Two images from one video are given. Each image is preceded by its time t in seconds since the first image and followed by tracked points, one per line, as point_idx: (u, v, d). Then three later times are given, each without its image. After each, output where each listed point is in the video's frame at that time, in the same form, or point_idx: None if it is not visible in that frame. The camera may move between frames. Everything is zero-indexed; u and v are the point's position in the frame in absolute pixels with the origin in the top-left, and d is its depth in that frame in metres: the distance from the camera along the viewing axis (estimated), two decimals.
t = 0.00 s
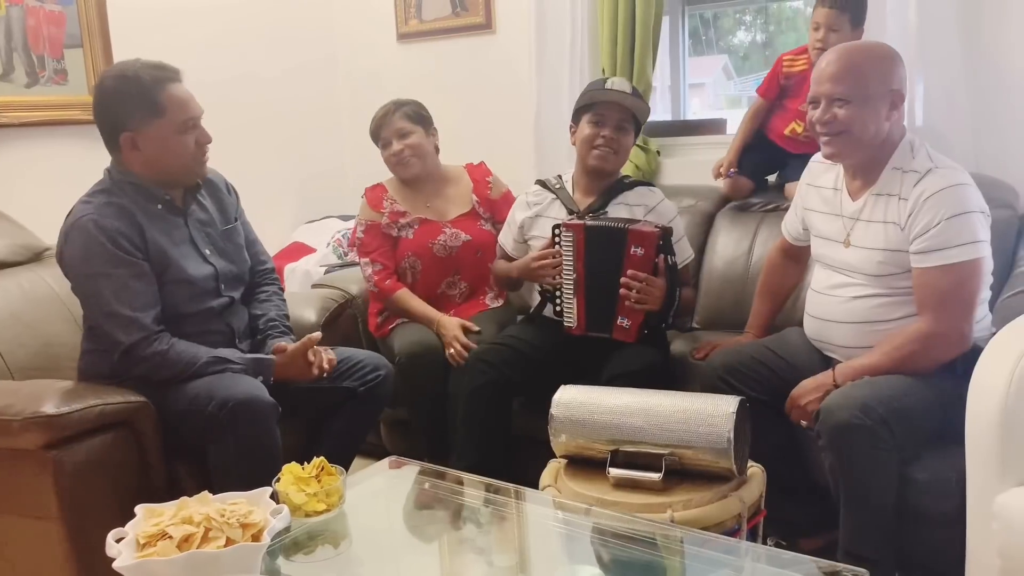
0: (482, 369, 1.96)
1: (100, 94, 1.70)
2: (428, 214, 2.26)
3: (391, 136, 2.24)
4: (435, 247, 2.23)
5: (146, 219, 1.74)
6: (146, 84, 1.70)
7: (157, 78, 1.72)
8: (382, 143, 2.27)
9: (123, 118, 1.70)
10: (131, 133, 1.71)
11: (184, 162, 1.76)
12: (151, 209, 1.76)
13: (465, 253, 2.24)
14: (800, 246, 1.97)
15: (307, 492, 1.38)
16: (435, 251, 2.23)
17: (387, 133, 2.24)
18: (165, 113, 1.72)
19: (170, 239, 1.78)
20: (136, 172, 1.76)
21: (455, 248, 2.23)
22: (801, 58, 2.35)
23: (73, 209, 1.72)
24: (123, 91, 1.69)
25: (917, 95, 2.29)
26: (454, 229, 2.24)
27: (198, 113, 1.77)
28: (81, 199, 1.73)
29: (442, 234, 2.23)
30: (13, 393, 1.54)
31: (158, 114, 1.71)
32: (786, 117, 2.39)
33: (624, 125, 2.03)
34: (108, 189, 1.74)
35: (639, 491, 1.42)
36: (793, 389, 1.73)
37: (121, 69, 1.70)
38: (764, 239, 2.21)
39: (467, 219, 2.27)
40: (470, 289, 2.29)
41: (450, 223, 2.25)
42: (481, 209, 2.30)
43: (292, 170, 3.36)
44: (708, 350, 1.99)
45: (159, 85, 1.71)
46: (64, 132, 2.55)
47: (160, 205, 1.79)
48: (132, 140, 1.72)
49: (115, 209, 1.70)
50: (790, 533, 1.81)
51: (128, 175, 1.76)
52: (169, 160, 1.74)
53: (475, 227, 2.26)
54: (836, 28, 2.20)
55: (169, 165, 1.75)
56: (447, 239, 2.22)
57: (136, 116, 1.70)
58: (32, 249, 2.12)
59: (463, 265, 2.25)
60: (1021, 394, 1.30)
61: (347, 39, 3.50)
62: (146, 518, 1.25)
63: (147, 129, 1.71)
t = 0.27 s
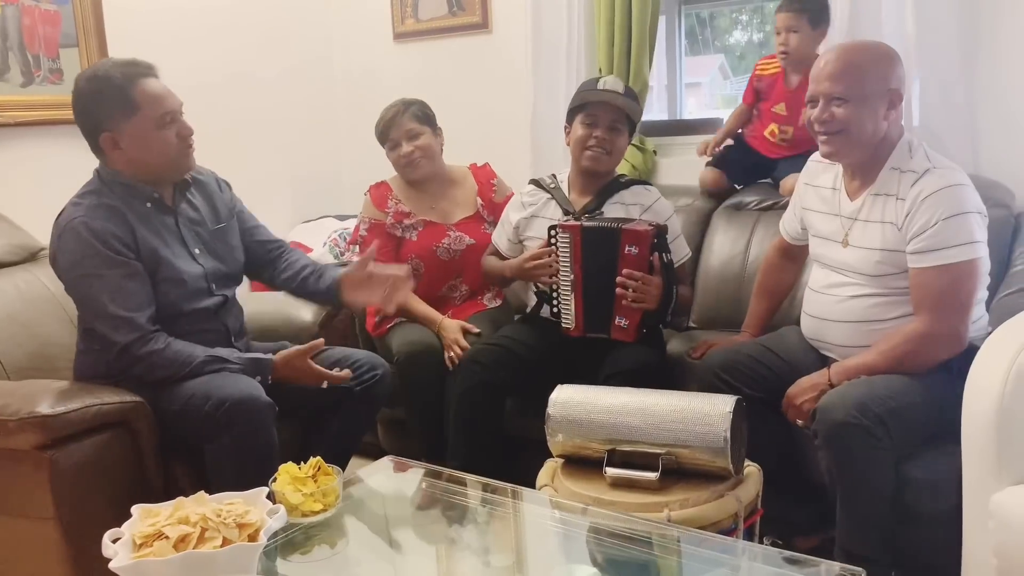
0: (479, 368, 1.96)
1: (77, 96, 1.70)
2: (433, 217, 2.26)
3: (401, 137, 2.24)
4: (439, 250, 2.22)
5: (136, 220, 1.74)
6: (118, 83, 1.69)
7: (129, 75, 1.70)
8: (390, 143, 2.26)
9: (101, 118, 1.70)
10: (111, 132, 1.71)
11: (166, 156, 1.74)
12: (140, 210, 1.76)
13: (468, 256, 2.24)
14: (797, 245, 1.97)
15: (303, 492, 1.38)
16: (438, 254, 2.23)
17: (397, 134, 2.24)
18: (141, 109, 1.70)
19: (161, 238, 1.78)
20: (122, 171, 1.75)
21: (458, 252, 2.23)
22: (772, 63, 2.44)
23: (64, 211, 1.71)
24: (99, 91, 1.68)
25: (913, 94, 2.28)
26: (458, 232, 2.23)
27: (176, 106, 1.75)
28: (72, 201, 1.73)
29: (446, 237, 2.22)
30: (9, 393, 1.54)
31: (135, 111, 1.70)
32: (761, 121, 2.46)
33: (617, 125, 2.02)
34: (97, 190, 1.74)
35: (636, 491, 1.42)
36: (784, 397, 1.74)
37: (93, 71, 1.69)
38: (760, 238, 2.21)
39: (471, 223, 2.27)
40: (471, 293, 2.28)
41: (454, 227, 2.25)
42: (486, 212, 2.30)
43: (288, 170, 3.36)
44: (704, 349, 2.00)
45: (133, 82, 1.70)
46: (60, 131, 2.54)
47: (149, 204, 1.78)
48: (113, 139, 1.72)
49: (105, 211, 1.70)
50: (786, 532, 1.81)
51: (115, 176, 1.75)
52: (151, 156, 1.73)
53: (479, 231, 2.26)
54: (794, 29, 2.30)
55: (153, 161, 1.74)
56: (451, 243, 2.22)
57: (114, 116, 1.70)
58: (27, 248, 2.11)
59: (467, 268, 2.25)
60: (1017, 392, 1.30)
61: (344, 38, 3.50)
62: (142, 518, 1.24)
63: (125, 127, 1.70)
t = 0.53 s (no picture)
0: (478, 368, 1.96)
1: (58, 97, 1.72)
2: (435, 215, 2.26)
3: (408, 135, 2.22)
4: (440, 248, 2.22)
5: (129, 218, 1.74)
6: (95, 76, 1.70)
7: (104, 68, 1.71)
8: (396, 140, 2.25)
9: (86, 113, 1.71)
10: (97, 125, 1.71)
11: (157, 140, 1.74)
12: (131, 208, 1.75)
13: (469, 255, 2.25)
14: (795, 244, 1.97)
15: (302, 491, 1.37)
16: (439, 252, 2.23)
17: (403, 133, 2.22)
18: (122, 98, 1.71)
19: (153, 235, 1.77)
20: (113, 167, 1.76)
21: (458, 251, 2.23)
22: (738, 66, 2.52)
23: (57, 211, 1.72)
24: (78, 86, 1.69)
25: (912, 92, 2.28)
26: (459, 231, 2.24)
27: (156, 92, 1.75)
28: (64, 201, 1.73)
29: (447, 236, 2.23)
30: (8, 393, 1.54)
31: (115, 100, 1.70)
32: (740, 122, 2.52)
33: (602, 117, 2.02)
34: (89, 190, 1.74)
35: (635, 490, 1.42)
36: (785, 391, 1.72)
37: (70, 69, 1.70)
38: (759, 237, 2.21)
39: (473, 222, 2.27)
40: (471, 292, 2.29)
41: (456, 225, 2.25)
42: (486, 212, 2.30)
43: (286, 169, 3.35)
44: (702, 349, 2.00)
45: (111, 73, 1.71)
46: (58, 131, 2.54)
47: (141, 200, 1.77)
48: (102, 133, 1.72)
49: (97, 209, 1.70)
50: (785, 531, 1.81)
51: (107, 173, 1.75)
52: (140, 145, 1.72)
53: (480, 230, 2.26)
54: (751, 28, 2.39)
55: (142, 149, 1.73)
56: (452, 241, 2.22)
57: (96, 109, 1.70)
58: (26, 248, 2.11)
59: (468, 268, 2.25)
60: (1015, 391, 1.30)
61: (342, 38, 3.50)
62: (141, 518, 1.24)
63: (109, 118, 1.71)
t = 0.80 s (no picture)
0: (476, 368, 1.96)
1: (50, 99, 1.71)
2: (430, 209, 2.25)
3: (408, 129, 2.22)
4: (436, 242, 2.22)
5: (122, 219, 1.73)
6: (85, 77, 1.70)
7: (94, 69, 1.70)
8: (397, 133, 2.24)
9: (77, 115, 1.70)
10: (87, 127, 1.71)
11: (146, 143, 1.74)
12: (124, 208, 1.75)
13: (466, 250, 2.25)
14: (792, 242, 1.97)
15: (300, 491, 1.37)
16: (436, 246, 2.22)
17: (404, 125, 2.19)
18: (112, 99, 1.70)
19: (147, 236, 1.77)
20: (103, 168, 1.76)
21: (455, 245, 2.23)
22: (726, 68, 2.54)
23: (51, 213, 1.72)
24: (68, 88, 1.69)
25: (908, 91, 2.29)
26: (456, 225, 2.24)
27: (147, 93, 1.74)
28: (58, 202, 1.73)
29: (443, 230, 2.22)
30: (5, 394, 1.54)
31: (105, 101, 1.70)
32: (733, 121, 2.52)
33: (571, 117, 2.02)
34: (83, 190, 1.74)
35: (633, 489, 1.42)
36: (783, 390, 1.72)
37: (59, 71, 1.70)
38: (757, 235, 2.21)
39: (470, 215, 2.27)
40: (468, 286, 2.29)
41: (452, 219, 2.24)
42: (483, 206, 2.29)
43: (283, 169, 3.34)
44: (700, 347, 2.00)
45: (101, 74, 1.70)
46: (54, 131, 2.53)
47: (134, 200, 1.77)
48: (92, 135, 1.72)
49: (91, 210, 1.70)
50: (783, 530, 1.81)
51: (99, 174, 1.75)
52: (131, 146, 1.73)
53: (477, 224, 2.26)
54: (738, 28, 2.40)
55: (132, 150, 1.73)
56: (448, 235, 2.22)
57: (86, 110, 1.70)
58: (22, 248, 2.11)
59: (465, 261, 2.25)
60: (1012, 390, 1.31)
61: (338, 37, 3.49)
62: (138, 518, 1.24)
63: (100, 120, 1.71)
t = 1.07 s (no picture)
0: (472, 368, 1.96)
1: (39, 100, 1.71)
2: (416, 208, 2.27)
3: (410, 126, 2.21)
4: (422, 240, 2.22)
5: (114, 220, 1.73)
6: (73, 78, 1.69)
7: (82, 70, 1.70)
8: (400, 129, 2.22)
9: (65, 115, 1.70)
10: (77, 128, 1.71)
11: (135, 142, 1.73)
12: (116, 208, 1.75)
13: (452, 247, 2.25)
14: (786, 240, 1.97)
15: (295, 493, 1.37)
16: (423, 243, 2.23)
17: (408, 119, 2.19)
18: (100, 99, 1.70)
19: (140, 237, 1.76)
20: (94, 168, 1.75)
21: (442, 242, 2.24)
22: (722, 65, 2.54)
23: (44, 214, 1.71)
24: (55, 89, 1.69)
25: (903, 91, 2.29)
26: (441, 222, 2.24)
27: (134, 92, 1.74)
28: (51, 203, 1.72)
29: (429, 228, 2.23)
30: None
31: (93, 102, 1.70)
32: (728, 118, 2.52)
33: (560, 119, 2.02)
34: (76, 191, 1.73)
35: (628, 490, 1.42)
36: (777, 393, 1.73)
37: (47, 73, 1.69)
38: (751, 235, 2.21)
39: (455, 213, 2.28)
40: (458, 284, 2.29)
41: (437, 217, 2.25)
42: (467, 204, 2.31)
43: (277, 170, 3.34)
44: (695, 347, 1.99)
45: (88, 75, 1.70)
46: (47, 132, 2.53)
47: (127, 201, 1.77)
48: (81, 135, 1.72)
49: (84, 211, 1.70)
50: (778, 530, 1.81)
51: (89, 174, 1.75)
52: (120, 145, 1.72)
53: (463, 221, 2.27)
54: (732, 29, 2.40)
55: (122, 149, 1.73)
56: (434, 233, 2.23)
57: (75, 111, 1.70)
58: (16, 250, 2.10)
59: (452, 259, 2.26)
60: (1005, 389, 1.31)
61: (333, 38, 3.49)
62: (132, 520, 1.23)
63: (88, 120, 1.70)
